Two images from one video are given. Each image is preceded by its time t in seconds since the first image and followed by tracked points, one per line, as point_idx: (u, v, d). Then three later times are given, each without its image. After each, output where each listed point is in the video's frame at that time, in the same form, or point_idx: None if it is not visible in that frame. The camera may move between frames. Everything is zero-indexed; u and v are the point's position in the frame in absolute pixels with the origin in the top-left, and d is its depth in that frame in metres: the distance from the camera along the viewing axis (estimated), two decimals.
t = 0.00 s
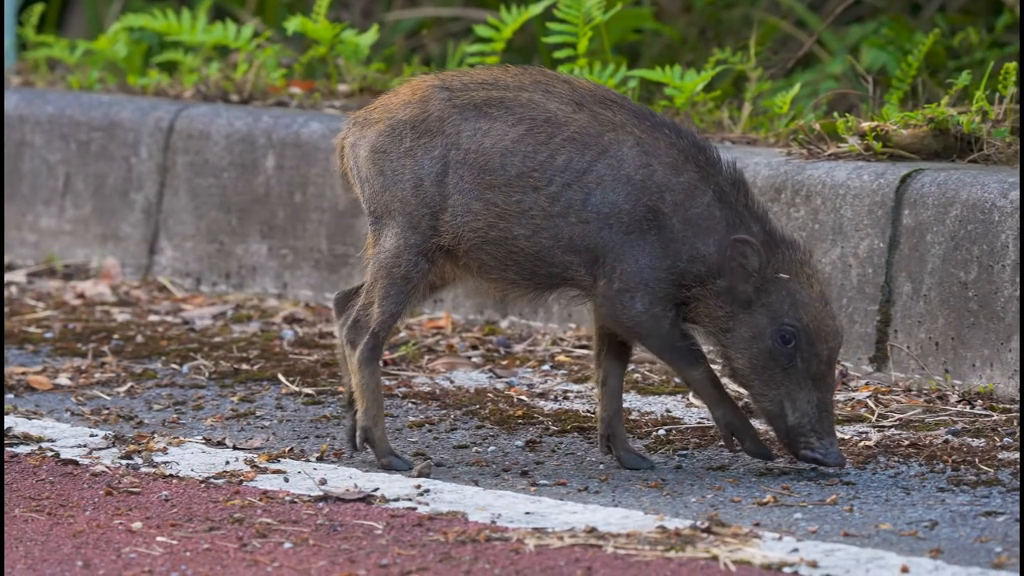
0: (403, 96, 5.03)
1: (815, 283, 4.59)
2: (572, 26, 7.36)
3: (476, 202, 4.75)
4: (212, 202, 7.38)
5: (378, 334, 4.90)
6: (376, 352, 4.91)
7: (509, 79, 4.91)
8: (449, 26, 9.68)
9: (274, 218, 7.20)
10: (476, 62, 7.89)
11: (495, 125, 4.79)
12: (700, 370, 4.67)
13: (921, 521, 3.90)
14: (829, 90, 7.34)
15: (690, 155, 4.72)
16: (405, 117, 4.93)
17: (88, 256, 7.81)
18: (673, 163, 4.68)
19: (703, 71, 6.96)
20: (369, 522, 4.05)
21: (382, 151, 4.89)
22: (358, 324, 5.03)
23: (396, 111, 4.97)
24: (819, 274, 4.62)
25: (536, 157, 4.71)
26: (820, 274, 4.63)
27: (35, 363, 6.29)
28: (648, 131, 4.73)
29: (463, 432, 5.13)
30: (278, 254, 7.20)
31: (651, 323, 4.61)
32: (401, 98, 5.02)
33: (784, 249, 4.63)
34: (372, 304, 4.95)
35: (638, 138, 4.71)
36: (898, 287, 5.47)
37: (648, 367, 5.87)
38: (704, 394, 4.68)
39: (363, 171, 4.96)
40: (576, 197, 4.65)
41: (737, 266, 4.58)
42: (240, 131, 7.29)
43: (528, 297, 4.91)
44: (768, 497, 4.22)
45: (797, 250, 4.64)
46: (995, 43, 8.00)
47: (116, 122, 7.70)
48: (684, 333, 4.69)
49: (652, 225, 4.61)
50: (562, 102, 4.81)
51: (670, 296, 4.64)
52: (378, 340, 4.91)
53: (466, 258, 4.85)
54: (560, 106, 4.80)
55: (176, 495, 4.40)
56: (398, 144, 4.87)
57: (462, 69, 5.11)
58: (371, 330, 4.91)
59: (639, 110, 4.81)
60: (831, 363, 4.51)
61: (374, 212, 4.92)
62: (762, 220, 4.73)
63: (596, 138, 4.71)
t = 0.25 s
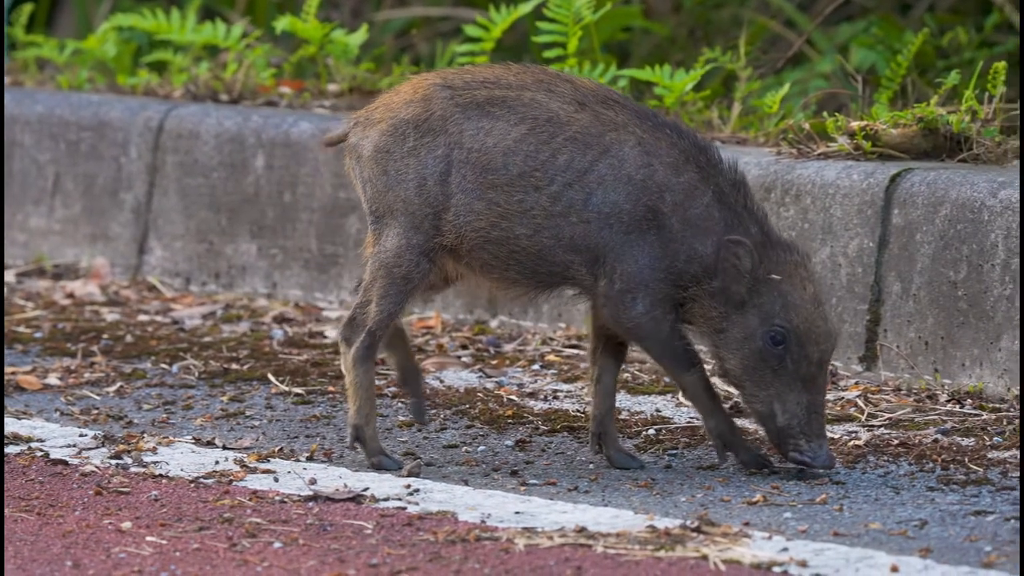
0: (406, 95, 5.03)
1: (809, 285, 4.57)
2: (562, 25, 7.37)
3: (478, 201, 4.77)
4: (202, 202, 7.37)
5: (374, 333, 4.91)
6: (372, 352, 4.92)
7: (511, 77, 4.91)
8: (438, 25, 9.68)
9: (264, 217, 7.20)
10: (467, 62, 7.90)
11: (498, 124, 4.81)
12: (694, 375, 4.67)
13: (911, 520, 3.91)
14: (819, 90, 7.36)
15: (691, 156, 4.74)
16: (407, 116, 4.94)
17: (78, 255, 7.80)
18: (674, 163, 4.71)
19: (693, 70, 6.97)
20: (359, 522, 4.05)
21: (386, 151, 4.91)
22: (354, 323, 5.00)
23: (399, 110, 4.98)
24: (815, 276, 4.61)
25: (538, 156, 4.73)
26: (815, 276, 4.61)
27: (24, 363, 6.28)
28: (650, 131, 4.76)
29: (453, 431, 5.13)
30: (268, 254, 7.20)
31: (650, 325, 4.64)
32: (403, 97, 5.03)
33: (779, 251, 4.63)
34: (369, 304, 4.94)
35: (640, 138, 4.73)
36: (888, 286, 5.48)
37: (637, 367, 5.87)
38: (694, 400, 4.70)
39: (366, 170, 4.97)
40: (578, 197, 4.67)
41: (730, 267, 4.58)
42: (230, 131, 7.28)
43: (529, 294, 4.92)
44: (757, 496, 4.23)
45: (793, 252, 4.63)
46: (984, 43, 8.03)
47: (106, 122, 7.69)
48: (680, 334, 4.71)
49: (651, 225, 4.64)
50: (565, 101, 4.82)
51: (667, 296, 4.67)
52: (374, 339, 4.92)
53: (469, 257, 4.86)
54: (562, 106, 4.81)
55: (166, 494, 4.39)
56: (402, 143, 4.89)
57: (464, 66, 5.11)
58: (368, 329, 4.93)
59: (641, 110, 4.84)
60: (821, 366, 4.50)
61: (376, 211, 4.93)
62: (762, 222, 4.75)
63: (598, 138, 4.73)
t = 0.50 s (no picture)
0: (412, 94, 5.04)
1: (805, 289, 4.56)
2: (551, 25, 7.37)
3: (482, 200, 4.78)
4: (191, 202, 7.36)
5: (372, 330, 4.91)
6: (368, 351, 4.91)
7: (517, 76, 4.93)
8: (428, 25, 9.68)
9: (253, 218, 7.19)
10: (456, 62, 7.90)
11: (503, 123, 4.82)
12: (686, 381, 4.68)
13: (900, 520, 3.92)
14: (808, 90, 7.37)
15: (695, 156, 4.75)
16: (413, 115, 4.95)
17: (67, 255, 7.79)
18: (677, 163, 4.71)
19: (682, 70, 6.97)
20: (349, 522, 4.05)
21: (392, 151, 4.92)
22: (352, 320, 4.99)
23: (404, 109, 4.99)
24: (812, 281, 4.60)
25: (542, 155, 4.75)
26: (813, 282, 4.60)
27: (13, 363, 6.27)
28: (654, 130, 4.77)
29: (442, 432, 5.13)
30: (258, 254, 7.19)
31: (646, 324, 4.67)
32: (409, 96, 5.04)
33: (777, 256, 4.62)
34: (369, 301, 4.94)
35: (644, 137, 4.74)
36: (877, 287, 5.49)
37: (627, 367, 5.88)
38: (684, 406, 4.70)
39: (372, 169, 4.98)
40: (581, 195, 4.68)
41: (727, 269, 4.60)
42: (219, 131, 7.28)
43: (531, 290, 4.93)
44: (747, 496, 4.23)
45: (792, 258, 4.63)
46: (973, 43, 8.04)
47: (95, 122, 7.68)
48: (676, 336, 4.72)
49: (651, 224, 4.64)
50: (570, 100, 4.84)
51: (663, 297, 4.68)
52: (371, 337, 4.91)
53: (473, 256, 4.87)
54: (567, 105, 4.82)
55: (156, 495, 4.39)
56: (407, 142, 4.90)
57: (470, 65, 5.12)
58: (365, 327, 4.92)
59: (646, 109, 4.86)
60: (815, 371, 4.49)
61: (380, 211, 4.93)
62: (761, 224, 4.75)
63: (602, 137, 4.75)
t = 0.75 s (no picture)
0: (421, 95, 5.07)
1: (805, 294, 4.55)
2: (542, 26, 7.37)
3: (488, 199, 4.80)
4: (182, 203, 7.35)
5: (373, 331, 4.90)
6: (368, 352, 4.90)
7: (525, 76, 4.97)
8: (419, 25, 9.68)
9: (244, 218, 7.19)
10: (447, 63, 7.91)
11: (511, 123, 4.85)
12: (681, 381, 4.68)
13: (891, 521, 3.92)
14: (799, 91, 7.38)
15: (701, 156, 4.78)
16: (421, 117, 4.98)
17: (57, 256, 7.78)
18: (683, 162, 4.74)
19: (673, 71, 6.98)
20: (340, 523, 4.05)
21: (400, 151, 4.94)
22: (353, 319, 4.96)
23: (414, 110, 5.02)
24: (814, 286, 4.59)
25: (550, 154, 4.78)
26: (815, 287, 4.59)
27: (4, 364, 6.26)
28: (660, 130, 4.81)
29: (433, 432, 5.13)
30: (249, 255, 7.18)
31: (646, 321, 4.68)
32: (417, 98, 5.07)
33: (779, 260, 4.62)
34: (370, 301, 4.93)
35: (651, 136, 4.77)
36: (868, 288, 5.50)
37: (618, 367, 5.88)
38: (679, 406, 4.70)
39: (382, 171, 5.01)
40: (587, 192, 4.71)
41: (728, 271, 4.60)
42: (210, 132, 7.27)
43: (538, 288, 4.92)
44: (738, 497, 4.24)
45: (796, 262, 4.63)
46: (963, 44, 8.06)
47: (85, 123, 7.68)
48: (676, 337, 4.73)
49: (655, 222, 4.66)
50: (578, 100, 4.87)
51: (664, 297, 4.69)
52: (371, 338, 4.90)
53: (479, 256, 4.88)
54: (575, 104, 4.86)
55: (146, 496, 4.39)
56: (416, 143, 4.92)
57: (480, 66, 5.16)
58: (366, 327, 4.91)
59: (654, 110, 4.89)
60: (812, 376, 4.48)
61: (388, 212, 4.94)
62: (764, 227, 4.76)
63: (609, 136, 4.78)
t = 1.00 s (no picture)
0: (432, 100, 5.03)
1: (808, 297, 4.56)
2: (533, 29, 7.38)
3: (497, 203, 4.78)
4: (173, 205, 7.35)
5: (375, 333, 4.87)
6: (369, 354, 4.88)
7: (536, 79, 4.94)
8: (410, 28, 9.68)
9: (235, 221, 7.18)
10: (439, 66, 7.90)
11: (521, 126, 4.83)
12: (677, 382, 4.68)
13: (883, 524, 3.93)
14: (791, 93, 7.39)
15: (710, 159, 4.76)
16: (433, 121, 4.95)
17: (48, 259, 7.76)
18: (691, 164, 4.72)
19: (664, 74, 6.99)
20: (331, 526, 4.04)
21: (413, 156, 4.92)
22: (356, 321, 4.93)
23: (425, 115, 4.99)
24: (816, 289, 4.59)
25: (558, 156, 4.76)
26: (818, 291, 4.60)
27: None
28: (669, 132, 4.79)
29: (425, 435, 5.13)
30: (240, 258, 7.18)
31: (644, 321, 4.67)
32: (429, 102, 5.04)
33: (781, 263, 4.62)
34: (374, 304, 4.91)
35: (660, 138, 4.75)
36: (858, 291, 5.50)
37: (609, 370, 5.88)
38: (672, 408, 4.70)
39: (395, 176, 4.98)
40: (594, 194, 4.70)
41: (730, 275, 4.62)
42: (201, 134, 7.27)
43: (545, 290, 4.89)
44: (730, 500, 4.24)
45: (798, 265, 4.63)
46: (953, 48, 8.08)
47: (77, 126, 7.67)
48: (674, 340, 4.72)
49: (659, 224, 4.66)
50: (589, 102, 4.85)
51: (664, 298, 4.69)
52: (373, 340, 4.87)
53: (488, 259, 4.86)
54: (584, 107, 4.83)
55: (138, 499, 4.38)
56: (426, 148, 4.89)
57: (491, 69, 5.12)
58: (369, 330, 4.88)
59: (664, 112, 4.86)
60: (813, 380, 4.49)
61: (400, 217, 4.93)
62: (768, 230, 4.74)
63: (617, 138, 4.76)
